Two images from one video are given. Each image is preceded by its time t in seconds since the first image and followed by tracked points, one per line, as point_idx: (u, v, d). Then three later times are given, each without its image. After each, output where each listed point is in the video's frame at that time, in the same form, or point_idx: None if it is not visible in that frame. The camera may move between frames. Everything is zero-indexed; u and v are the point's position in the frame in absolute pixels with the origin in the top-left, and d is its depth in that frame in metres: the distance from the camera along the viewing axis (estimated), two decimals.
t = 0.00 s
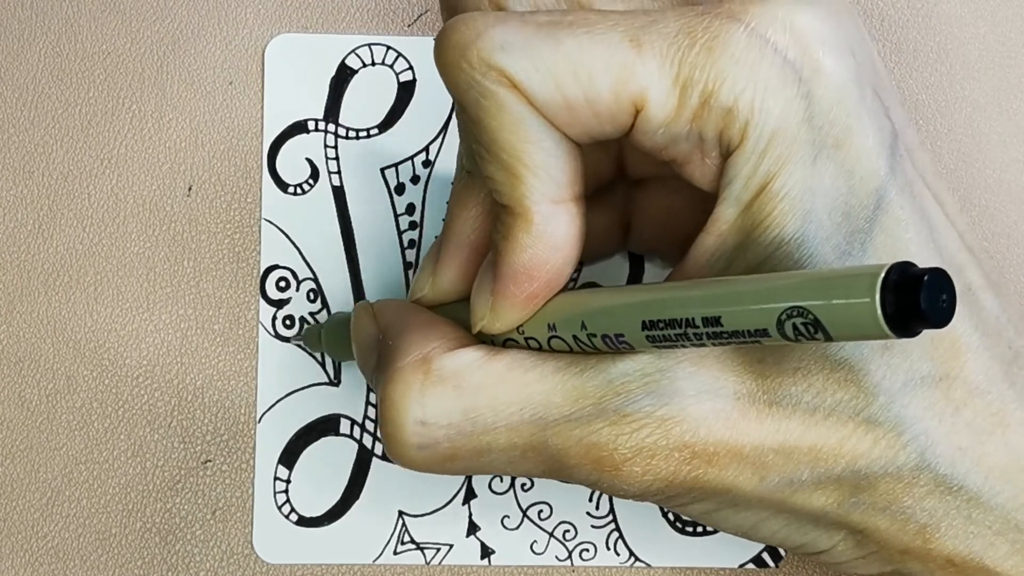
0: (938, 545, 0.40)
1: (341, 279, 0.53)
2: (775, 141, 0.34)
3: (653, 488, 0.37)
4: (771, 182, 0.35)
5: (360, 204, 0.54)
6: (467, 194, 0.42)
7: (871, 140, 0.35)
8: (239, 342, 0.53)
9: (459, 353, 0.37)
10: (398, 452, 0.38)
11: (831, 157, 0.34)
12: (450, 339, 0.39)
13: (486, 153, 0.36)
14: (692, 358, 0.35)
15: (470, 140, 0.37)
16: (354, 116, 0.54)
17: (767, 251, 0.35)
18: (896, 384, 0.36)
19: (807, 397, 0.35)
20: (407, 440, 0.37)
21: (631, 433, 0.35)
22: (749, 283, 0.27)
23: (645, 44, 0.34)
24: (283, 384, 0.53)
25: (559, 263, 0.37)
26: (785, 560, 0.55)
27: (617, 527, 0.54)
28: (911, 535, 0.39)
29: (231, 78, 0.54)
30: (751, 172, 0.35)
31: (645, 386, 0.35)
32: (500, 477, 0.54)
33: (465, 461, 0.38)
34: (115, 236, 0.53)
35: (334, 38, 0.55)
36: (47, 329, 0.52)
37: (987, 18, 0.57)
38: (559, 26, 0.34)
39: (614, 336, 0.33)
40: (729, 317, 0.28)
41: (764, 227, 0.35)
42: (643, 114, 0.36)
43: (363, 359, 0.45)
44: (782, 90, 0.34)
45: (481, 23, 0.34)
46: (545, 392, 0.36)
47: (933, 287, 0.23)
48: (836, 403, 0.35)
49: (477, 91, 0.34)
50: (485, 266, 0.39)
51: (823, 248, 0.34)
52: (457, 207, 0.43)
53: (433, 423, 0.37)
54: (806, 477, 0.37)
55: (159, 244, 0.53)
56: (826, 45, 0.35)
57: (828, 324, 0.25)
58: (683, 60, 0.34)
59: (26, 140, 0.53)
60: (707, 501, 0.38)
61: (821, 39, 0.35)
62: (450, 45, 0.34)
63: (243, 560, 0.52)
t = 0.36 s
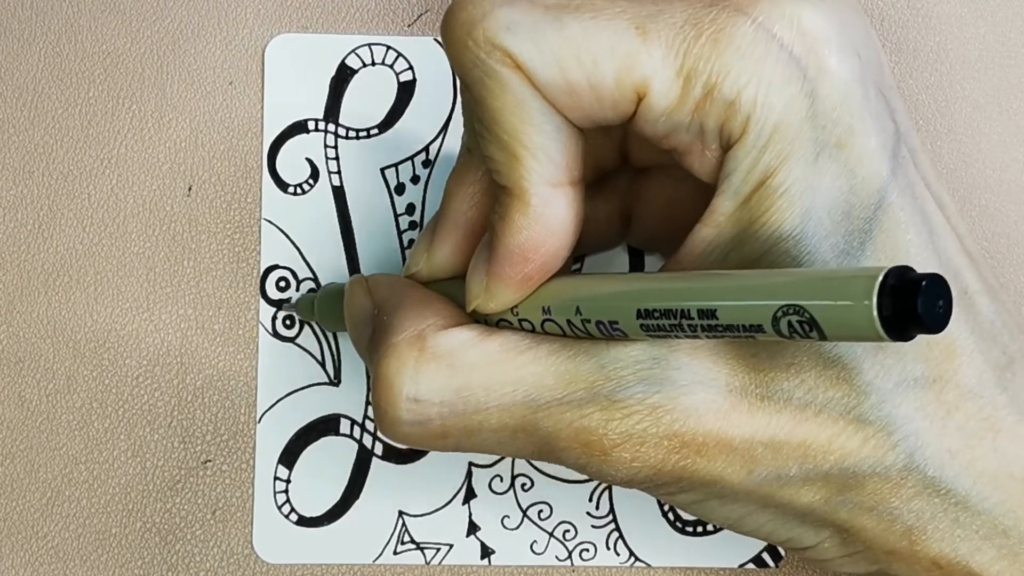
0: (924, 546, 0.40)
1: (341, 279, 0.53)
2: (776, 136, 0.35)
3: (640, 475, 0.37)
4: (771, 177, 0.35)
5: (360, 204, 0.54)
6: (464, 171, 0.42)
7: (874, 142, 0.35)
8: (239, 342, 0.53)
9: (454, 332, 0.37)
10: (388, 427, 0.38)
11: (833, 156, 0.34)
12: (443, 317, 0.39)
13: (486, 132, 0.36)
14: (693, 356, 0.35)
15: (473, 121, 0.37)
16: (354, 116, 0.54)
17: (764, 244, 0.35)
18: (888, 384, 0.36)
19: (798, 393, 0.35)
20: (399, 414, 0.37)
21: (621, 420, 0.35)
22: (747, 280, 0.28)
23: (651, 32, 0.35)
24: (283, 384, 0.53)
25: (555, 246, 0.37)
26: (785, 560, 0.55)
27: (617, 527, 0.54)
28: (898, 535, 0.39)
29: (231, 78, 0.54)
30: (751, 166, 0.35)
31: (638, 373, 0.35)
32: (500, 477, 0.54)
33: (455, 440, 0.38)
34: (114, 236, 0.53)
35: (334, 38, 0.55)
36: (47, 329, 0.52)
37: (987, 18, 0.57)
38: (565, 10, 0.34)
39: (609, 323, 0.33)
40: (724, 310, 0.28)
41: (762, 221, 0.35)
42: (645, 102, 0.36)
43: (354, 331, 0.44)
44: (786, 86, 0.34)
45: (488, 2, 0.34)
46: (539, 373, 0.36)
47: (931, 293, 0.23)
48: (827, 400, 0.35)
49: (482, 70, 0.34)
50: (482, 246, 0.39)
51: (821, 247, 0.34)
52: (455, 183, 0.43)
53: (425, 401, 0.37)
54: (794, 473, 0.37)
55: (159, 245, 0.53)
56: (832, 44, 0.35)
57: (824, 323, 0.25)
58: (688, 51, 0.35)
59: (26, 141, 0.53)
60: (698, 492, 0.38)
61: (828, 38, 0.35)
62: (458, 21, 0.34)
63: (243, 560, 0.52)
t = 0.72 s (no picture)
0: (937, 542, 0.40)
1: (341, 279, 0.53)
2: (783, 133, 0.34)
3: (651, 480, 0.37)
4: (779, 174, 0.35)
5: (361, 204, 0.54)
6: (477, 182, 0.43)
7: (878, 137, 0.35)
8: (239, 342, 0.53)
9: (464, 338, 0.38)
10: (398, 435, 0.38)
11: (839, 151, 0.35)
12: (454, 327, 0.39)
13: (493, 140, 0.36)
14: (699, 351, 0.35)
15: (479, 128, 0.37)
16: (354, 115, 0.54)
17: (773, 245, 0.35)
18: (898, 380, 0.36)
19: (808, 391, 0.35)
20: (407, 422, 0.37)
21: (632, 424, 0.35)
22: (755, 276, 0.27)
23: (656, 34, 0.34)
24: (283, 384, 0.53)
25: (566, 251, 0.37)
26: (785, 560, 0.55)
27: (617, 527, 0.54)
28: (911, 532, 0.40)
29: (231, 78, 0.54)
30: (759, 164, 0.35)
31: (648, 377, 0.35)
32: (500, 477, 0.54)
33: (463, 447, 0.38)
34: (114, 236, 0.53)
35: (334, 38, 0.55)
36: (47, 329, 0.52)
37: (987, 18, 0.57)
38: (567, 14, 0.34)
39: (620, 326, 0.33)
40: (733, 308, 0.28)
41: (771, 219, 0.35)
42: (651, 104, 0.36)
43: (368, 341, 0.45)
44: (792, 83, 0.34)
45: (489, 10, 0.34)
46: (549, 379, 0.36)
47: (938, 281, 0.23)
48: (837, 398, 0.35)
49: (487, 77, 0.34)
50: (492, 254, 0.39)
51: (829, 242, 0.34)
52: (467, 194, 0.43)
53: (434, 407, 0.37)
54: (805, 471, 0.37)
55: (159, 245, 0.53)
56: (835, 40, 0.35)
57: (833, 317, 0.25)
58: (693, 51, 0.34)
59: (26, 141, 0.53)
60: (709, 496, 0.38)
61: (830, 34, 0.35)
62: (461, 29, 0.34)
63: (243, 560, 0.52)
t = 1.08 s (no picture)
0: (969, 515, 0.42)
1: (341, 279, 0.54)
2: (840, 94, 0.36)
3: (688, 439, 0.38)
4: (833, 135, 0.36)
5: (361, 204, 0.54)
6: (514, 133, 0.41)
7: (929, 107, 0.37)
8: (239, 341, 0.53)
9: (506, 290, 0.37)
10: (432, 386, 0.37)
11: (894, 117, 0.36)
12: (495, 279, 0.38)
13: (545, 89, 0.36)
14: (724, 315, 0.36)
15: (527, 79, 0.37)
16: (354, 115, 0.55)
17: (825, 205, 0.35)
18: (939, 350, 0.37)
19: (852, 356, 0.36)
20: (444, 370, 0.36)
21: (674, 381, 0.36)
22: (819, 229, 0.28)
23: None
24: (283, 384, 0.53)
25: (612, 210, 0.37)
26: (785, 560, 0.55)
27: (617, 527, 0.54)
28: (947, 505, 0.41)
29: (231, 78, 0.55)
30: (815, 123, 0.36)
31: (693, 334, 0.36)
32: (500, 477, 0.54)
33: (498, 402, 0.37)
34: (115, 236, 0.53)
35: (334, 39, 0.55)
36: (47, 328, 0.53)
37: (987, 19, 0.57)
38: None
39: (666, 281, 0.33)
40: (795, 259, 0.28)
41: (824, 180, 0.36)
42: (707, 60, 0.37)
43: (397, 299, 0.44)
44: (853, 44, 0.36)
45: None
46: (589, 334, 0.36)
47: (1009, 235, 0.24)
48: (880, 362, 0.36)
49: (542, 25, 0.34)
50: (532, 208, 0.39)
51: (880, 206, 0.35)
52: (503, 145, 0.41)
53: (473, 355, 0.36)
54: (845, 438, 0.38)
55: (159, 244, 0.53)
56: (892, 11, 0.37)
57: (899, 270, 0.25)
58: (751, 10, 0.36)
59: (26, 140, 0.54)
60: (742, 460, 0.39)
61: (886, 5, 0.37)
62: None
63: (244, 560, 0.52)
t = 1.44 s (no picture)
0: (950, 533, 0.42)
1: (341, 279, 0.54)
2: (805, 121, 0.35)
3: (665, 467, 0.38)
4: (800, 161, 0.35)
5: (361, 204, 0.54)
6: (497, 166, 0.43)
7: (898, 126, 0.36)
8: (239, 341, 0.53)
9: (483, 322, 0.38)
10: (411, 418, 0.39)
11: (860, 139, 0.36)
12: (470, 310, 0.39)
13: (516, 123, 0.36)
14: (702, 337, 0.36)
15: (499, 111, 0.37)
16: (354, 115, 0.55)
17: (793, 231, 0.35)
18: (913, 370, 0.37)
19: (823, 379, 0.36)
20: (421, 403, 0.38)
21: (646, 411, 0.36)
22: (772, 264, 0.27)
23: (678, 18, 0.35)
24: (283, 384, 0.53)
25: (585, 234, 0.37)
26: (785, 560, 0.55)
27: (617, 527, 0.54)
28: (926, 522, 0.41)
29: (231, 78, 0.54)
30: (780, 150, 0.36)
31: (663, 364, 0.36)
32: (500, 477, 0.54)
33: (477, 431, 0.39)
34: (115, 236, 0.53)
35: (334, 38, 0.55)
36: (47, 328, 0.53)
37: (987, 19, 0.57)
38: None
39: (636, 311, 0.33)
40: (750, 295, 0.28)
41: (791, 206, 0.36)
42: (673, 89, 0.36)
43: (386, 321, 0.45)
44: (816, 71, 0.35)
45: None
46: (563, 364, 0.37)
47: (952, 273, 0.23)
48: (853, 387, 0.36)
49: (509, 59, 0.34)
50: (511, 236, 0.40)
51: (847, 231, 0.35)
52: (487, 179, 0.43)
53: (448, 389, 0.37)
54: (819, 460, 0.38)
55: (159, 244, 0.53)
56: (859, 30, 0.36)
57: (848, 308, 0.25)
58: (715, 37, 0.35)
59: (26, 140, 0.54)
60: (722, 484, 0.40)
61: (853, 24, 0.36)
62: (483, 15, 0.34)
63: (243, 560, 0.52)
